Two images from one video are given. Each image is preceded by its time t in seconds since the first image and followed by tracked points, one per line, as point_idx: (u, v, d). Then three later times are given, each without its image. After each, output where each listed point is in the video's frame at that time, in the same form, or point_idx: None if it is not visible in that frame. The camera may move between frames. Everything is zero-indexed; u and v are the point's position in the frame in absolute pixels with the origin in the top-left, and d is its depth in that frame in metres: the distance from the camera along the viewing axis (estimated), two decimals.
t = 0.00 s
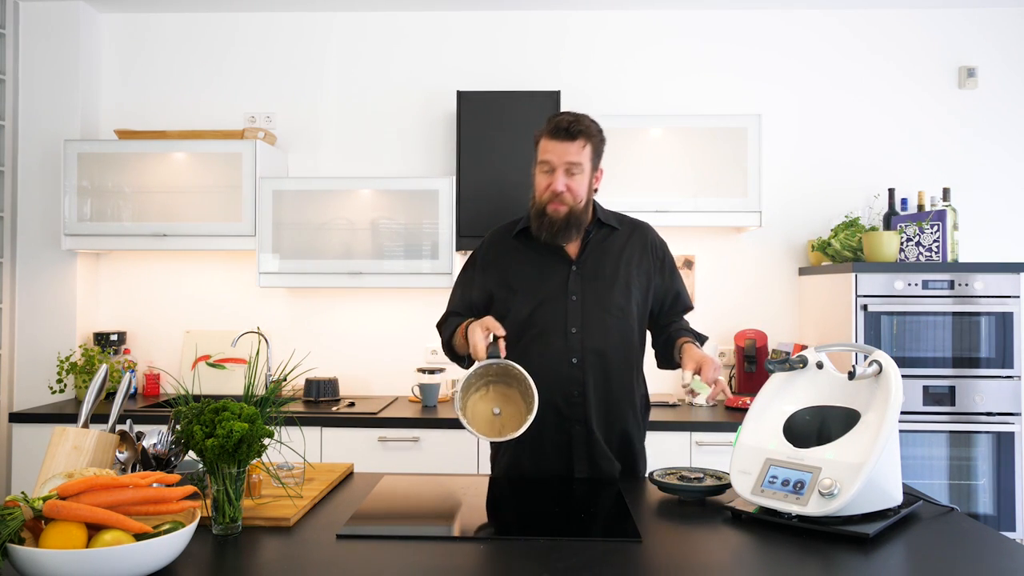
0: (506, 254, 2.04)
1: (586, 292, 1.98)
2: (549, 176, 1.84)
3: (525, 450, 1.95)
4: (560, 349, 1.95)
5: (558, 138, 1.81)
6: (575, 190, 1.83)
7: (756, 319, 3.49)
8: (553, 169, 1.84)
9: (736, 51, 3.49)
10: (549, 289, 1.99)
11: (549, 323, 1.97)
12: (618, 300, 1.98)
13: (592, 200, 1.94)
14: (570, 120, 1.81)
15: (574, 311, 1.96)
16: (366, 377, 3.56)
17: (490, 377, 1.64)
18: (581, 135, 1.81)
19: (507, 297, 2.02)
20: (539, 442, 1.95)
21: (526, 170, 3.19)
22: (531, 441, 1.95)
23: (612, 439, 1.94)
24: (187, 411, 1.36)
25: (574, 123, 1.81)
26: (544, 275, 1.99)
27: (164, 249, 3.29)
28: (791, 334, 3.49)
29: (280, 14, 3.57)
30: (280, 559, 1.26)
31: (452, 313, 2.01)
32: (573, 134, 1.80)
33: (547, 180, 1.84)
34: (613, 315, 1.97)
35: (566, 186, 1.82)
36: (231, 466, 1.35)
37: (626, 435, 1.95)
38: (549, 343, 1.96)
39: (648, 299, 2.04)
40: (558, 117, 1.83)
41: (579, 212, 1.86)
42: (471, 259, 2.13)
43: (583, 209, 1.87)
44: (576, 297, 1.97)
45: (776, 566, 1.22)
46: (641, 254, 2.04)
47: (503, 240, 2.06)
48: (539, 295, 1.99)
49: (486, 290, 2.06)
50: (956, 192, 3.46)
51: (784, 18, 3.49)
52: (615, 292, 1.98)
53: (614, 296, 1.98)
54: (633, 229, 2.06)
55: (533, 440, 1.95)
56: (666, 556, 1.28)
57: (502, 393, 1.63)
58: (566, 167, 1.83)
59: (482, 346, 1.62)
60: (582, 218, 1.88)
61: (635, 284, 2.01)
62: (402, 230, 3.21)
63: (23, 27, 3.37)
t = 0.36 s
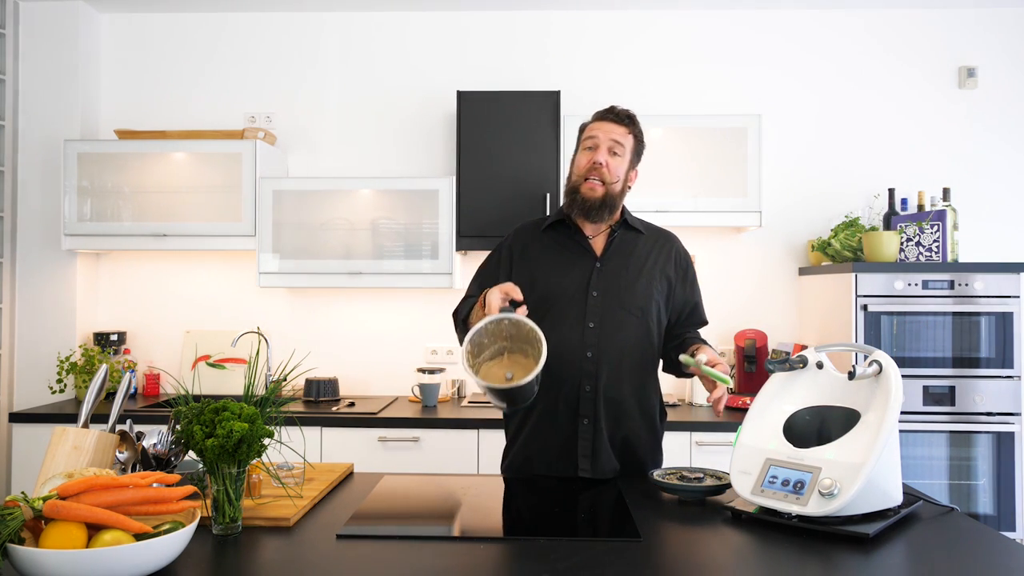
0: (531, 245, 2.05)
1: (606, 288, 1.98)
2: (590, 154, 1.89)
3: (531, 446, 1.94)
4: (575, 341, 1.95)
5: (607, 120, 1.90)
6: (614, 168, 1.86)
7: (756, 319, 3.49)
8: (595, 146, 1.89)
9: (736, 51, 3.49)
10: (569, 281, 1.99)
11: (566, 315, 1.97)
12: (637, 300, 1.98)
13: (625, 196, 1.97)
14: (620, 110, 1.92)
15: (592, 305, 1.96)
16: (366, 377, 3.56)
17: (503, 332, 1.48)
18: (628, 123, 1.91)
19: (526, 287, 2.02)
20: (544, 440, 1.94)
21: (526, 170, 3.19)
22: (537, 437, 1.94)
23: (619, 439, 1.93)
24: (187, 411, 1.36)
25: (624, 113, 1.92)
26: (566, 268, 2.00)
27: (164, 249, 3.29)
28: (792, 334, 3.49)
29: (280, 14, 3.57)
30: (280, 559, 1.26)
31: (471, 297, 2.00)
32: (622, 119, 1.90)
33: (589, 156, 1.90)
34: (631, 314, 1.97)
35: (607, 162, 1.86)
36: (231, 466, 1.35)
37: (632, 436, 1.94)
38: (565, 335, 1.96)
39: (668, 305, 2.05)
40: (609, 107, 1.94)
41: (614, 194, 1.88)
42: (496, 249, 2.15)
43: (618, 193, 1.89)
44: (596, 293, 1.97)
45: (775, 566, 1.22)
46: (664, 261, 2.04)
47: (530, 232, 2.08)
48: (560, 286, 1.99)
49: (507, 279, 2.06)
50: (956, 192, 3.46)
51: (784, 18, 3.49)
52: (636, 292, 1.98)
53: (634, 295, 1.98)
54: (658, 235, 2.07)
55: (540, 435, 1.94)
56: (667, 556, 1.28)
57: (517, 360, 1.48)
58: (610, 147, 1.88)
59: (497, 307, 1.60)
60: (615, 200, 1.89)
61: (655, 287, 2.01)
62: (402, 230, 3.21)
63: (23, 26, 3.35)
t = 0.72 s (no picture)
0: (539, 245, 2.06)
1: (613, 290, 1.98)
2: (601, 162, 1.87)
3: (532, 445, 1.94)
4: (580, 341, 1.95)
5: (618, 126, 1.85)
6: (624, 180, 1.85)
7: (756, 319, 3.49)
8: (606, 154, 1.87)
9: (735, 51, 3.49)
10: (576, 282, 1.99)
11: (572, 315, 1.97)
12: (643, 304, 1.97)
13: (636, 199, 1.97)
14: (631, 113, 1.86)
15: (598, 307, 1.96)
16: (366, 377, 3.56)
17: (511, 368, 1.47)
18: (640, 129, 1.86)
19: (533, 286, 2.03)
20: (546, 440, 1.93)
21: (526, 171, 3.19)
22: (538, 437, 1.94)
23: (621, 441, 1.93)
24: (187, 411, 1.36)
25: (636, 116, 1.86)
26: (574, 269, 2.00)
27: (164, 249, 3.29)
28: (792, 334, 3.49)
29: (280, 14, 3.58)
30: (280, 560, 1.26)
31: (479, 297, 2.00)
32: (633, 125, 1.85)
33: (599, 165, 1.88)
34: (637, 317, 1.97)
35: (618, 174, 1.85)
36: (231, 466, 1.35)
37: (633, 438, 1.94)
38: (570, 335, 1.96)
39: (672, 309, 2.05)
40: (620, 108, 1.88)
41: (625, 203, 1.88)
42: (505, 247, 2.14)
43: (629, 202, 1.89)
44: (602, 295, 1.97)
45: (776, 566, 1.22)
46: (671, 265, 2.04)
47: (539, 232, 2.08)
48: (565, 287, 1.99)
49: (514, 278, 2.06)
50: (956, 192, 3.46)
51: (784, 18, 3.49)
52: (642, 295, 1.98)
53: (640, 298, 1.98)
54: (666, 241, 2.07)
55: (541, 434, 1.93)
56: (667, 556, 1.28)
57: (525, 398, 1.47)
58: (621, 156, 1.86)
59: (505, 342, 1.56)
60: (625, 210, 1.90)
61: (661, 291, 2.01)
62: (402, 230, 3.21)
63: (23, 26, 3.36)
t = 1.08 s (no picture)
0: (535, 246, 2.04)
1: (610, 293, 1.97)
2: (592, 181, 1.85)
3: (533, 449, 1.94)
4: (579, 346, 1.95)
5: (608, 146, 1.81)
6: (615, 201, 1.84)
7: (756, 319, 3.49)
8: (597, 173, 1.84)
9: (735, 51, 3.49)
10: (572, 287, 1.98)
11: (569, 320, 1.96)
12: (640, 306, 1.97)
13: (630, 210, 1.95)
14: (622, 131, 1.81)
15: (595, 311, 1.95)
16: (366, 377, 3.56)
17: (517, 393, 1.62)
18: (631, 149, 1.81)
19: (530, 288, 2.02)
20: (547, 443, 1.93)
21: (526, 170, 3.18)
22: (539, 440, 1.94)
23: (622, 444, 1.93)
24: (187, 411, 1.36)
25: (626, 134, 1.81)
26: (570, 273, 1.99)
27: (164, 249, 3.28)
28: (792, 334, 3.49)
29: (281, 14, 3.58)
30: (280, 559, 1.26)
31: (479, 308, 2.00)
32: (623, 144, 1.80)
33: (589, 185, 1.85)
34: (634, 319, 1.96)
35: (608, 195, 1.83)
36: (231, 466, 1.35)
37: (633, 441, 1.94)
38: (568, 340, 1.95)
39: (669, 309, 2.05)
40: (611, 125, 1.82)
41: (616, 222, 1.87)
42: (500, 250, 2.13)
43: (619, 220, 1.88)
44: (599, 297, 1.96)
45: (776, 566, 1.22)
46: (667, 265, 2.04)
47: (533, 235, 2.06)
48: (562, 292, 1.98)
49: (511, 282, 2.06)
50: (956, 192, 3.46)
51: (784, 18, 3.49)
52: (639, 297, 1.97)
53: (638, 301, 1.97)
54: (662, 241, 2.06)
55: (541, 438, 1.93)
56: (667, 556, 1.28)
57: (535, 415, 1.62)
58: (610, 177, 1.84)
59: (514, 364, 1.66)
60: (615, 227, 1.89)
61: (658, 292, 2.00)
62: (402, 230, 3.21)
63: (23, 26, 3.36)
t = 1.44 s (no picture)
0: (527, 249, 2.04)
1: (606, 293, 1.97)
2: (579, 169, 1.83)
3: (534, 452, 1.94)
4: (577, 348, 1.94)
5: (597, 132, 1.81)
6: (602, 188, 1.82)
7: (756, 319, 3.49)
8: (584, 161, 1.83)
9: (735, 51, 3.49)
10: (568, 288, 1.98)
11: (566, 322, 1.96)
12: (636, 304, 1.97)
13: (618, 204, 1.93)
14: (613, 118, 1.82)
15: (592, 312, 1.95)
16: (366, 377, 3.56)
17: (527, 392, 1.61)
18: (620, 135, 1.82)
19: (525, 291, 2.02)
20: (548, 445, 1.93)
21: (526, 171, 3.18)
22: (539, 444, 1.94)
23: (624, 445, 1.93)
24: (187, 411, 1.36)
25: (616, 122, 1.81)
26: (564, 274, 1.99)
27: (164, 249, 3.28)
28: (792, 334, 3.49)
29: (281, 14, 3.58)
30: (280, 560, 1.26)
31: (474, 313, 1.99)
32: (614, 132, 1.81)
33: (577, 171, 1.84)
34: (630, 317, 1.96)
35: (596, 182, 1.82)
36: (231, 466, 1.35)
37: (635, 441, 1.94)
38: (566, 342, 1.95)
39: (663, 305, 2.05)
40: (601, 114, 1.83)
41: (603, 210, 1.85)
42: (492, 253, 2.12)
43: (606, 209, 1.86)
44: (595, 297, 1.96)
45: (776, 566, 1.22)
46: (660, 261, 2.04)
47: (525, 237, 2.06)
48: (558, 293, 1.98)
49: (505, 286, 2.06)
50: (956, 192, 3.46)
51: (784, 18, 3.49)
52: (634, 295, 1.97)
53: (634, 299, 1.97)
54: (653, 237, 2.06)
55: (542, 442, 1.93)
56: (667, 556, 1.28)
57: (537, 413, 1.63)
58: (599, 164, 1.82)
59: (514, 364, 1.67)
60: (602, 216, 1.87)
61: (653, 289, 2.01)
62: (402, 230, 3.21)
63: (23, 25, 3.36)
